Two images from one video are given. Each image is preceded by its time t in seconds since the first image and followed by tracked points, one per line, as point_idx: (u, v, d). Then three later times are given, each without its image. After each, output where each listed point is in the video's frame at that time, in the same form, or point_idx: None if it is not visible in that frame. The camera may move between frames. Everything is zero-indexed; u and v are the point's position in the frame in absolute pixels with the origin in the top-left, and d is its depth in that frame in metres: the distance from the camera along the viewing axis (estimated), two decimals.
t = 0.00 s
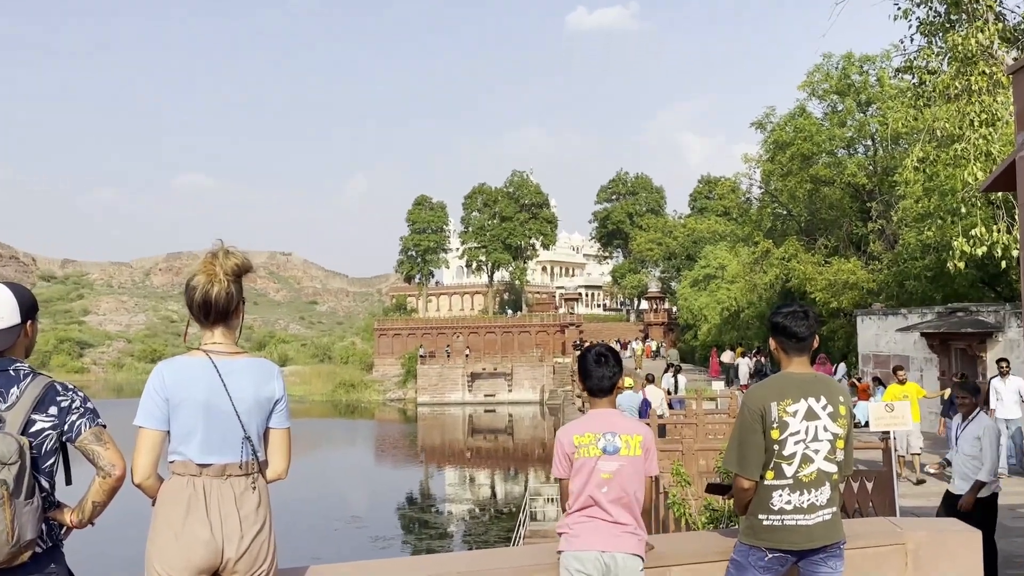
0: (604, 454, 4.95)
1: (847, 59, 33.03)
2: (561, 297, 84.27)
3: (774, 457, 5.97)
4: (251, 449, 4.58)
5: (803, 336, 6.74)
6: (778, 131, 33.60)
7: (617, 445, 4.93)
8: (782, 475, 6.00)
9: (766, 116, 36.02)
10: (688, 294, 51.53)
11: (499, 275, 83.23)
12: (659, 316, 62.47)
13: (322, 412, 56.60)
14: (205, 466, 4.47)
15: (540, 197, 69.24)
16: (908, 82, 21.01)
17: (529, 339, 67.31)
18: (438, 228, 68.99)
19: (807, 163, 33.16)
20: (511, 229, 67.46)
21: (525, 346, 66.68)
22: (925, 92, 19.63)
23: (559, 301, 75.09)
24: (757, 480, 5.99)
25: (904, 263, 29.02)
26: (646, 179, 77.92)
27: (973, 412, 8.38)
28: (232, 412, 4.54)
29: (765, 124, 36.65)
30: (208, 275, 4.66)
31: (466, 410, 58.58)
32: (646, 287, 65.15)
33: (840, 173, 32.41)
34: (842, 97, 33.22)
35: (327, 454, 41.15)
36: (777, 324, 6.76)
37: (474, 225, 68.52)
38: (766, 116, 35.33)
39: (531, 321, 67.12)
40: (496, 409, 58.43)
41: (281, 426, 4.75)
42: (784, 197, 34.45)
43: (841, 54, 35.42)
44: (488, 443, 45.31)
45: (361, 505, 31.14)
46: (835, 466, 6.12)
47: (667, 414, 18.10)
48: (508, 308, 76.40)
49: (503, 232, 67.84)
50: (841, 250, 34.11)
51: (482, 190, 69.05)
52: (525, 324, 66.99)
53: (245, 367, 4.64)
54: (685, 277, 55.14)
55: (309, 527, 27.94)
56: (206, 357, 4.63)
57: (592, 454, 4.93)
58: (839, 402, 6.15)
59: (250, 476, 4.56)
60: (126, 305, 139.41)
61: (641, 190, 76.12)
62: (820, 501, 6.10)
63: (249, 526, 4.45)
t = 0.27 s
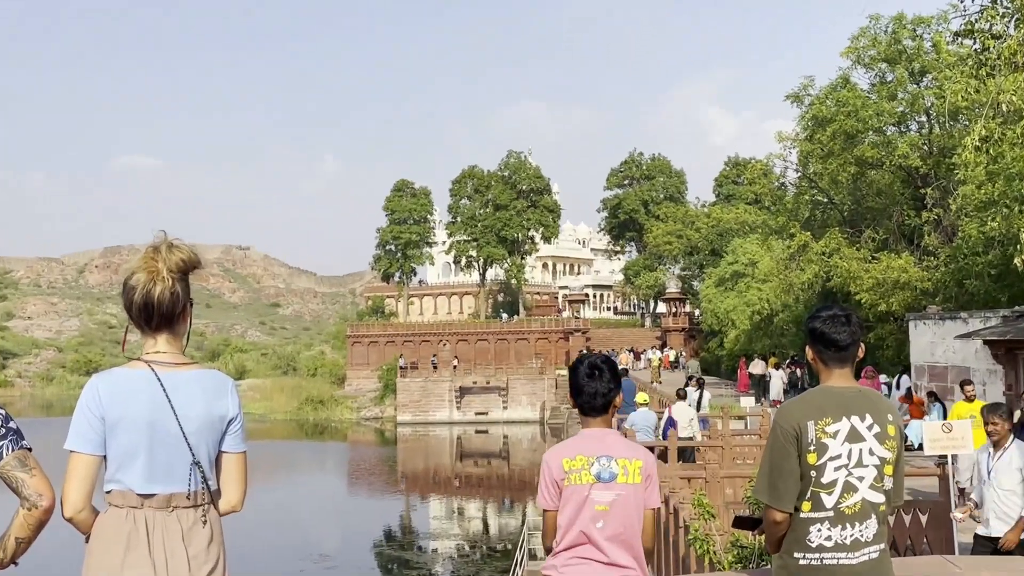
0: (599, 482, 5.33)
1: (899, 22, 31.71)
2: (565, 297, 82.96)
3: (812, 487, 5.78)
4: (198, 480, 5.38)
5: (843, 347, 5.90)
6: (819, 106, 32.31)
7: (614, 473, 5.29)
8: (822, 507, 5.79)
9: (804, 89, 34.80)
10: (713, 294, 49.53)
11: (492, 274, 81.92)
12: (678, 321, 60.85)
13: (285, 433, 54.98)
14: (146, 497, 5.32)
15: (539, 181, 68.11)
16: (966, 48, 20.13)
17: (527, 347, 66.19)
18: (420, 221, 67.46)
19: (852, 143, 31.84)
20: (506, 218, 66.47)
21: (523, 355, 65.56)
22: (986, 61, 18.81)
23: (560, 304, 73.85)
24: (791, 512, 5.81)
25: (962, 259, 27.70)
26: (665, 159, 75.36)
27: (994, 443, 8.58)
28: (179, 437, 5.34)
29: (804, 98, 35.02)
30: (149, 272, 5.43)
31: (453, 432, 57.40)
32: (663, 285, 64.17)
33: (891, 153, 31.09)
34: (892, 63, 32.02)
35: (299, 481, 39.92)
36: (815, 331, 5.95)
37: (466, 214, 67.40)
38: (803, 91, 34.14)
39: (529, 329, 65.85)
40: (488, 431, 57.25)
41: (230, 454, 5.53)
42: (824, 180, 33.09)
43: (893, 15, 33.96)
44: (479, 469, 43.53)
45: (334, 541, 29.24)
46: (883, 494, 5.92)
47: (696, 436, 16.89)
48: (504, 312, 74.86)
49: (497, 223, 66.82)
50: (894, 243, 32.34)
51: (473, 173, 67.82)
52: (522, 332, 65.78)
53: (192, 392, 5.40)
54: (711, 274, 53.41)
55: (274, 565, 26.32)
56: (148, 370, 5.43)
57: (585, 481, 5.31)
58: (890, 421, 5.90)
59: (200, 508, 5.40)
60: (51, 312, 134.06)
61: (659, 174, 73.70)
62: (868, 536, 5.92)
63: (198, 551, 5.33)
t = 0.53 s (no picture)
0: (587, 497, 5.35)
1: (919, 8, 31.19)
2: (564, 298, 82.61)
3: (824, 500, 5.46)
4: (174, 493, 5.05)
5: (857, 352, 5.58)
6: (834, 95, 32.05)
7: (600, 487, 5.32)
8: (836, 521, 5.48)
9: (819, 76, 34.44)
10: (723, 294, 48.88)
11: (486, 273, 81.45)
12: (686, 323, 60.69)
13: (269, 442, 54.26)
14: (118, 510, 5.00)
15: (539, 175, 67.83)
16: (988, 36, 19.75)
17: (524, 351, 65.80)
18: (410, 216, 66.93)
19: (868, 134, 31.18)
20: (503, 215, 66.08)
21: (521, 359, 65.26)
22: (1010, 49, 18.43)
23: (559, 305, 73.49)
24: (802, 527, 5.50)
25: (983, 258, 27.15)
26: (671, 152, 74.85)
27: (976, 453, 8.23)
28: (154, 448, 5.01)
29: (817, 88, 34.57)
30: (122, 273, 5.12)
31: (447, 441, 56.96)
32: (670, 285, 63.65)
33: (911, 147, 30.42)
34: (912, 50, 31.61)
35: (283, 494, 39.36)
36: (828, 335, 5.63)
37: (460, 210, 67.03)
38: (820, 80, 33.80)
39: (527, 331, 65.44)
40: (485, 440, 56.83)
41: (209, 465, 5.18)
42: (840, 174, 32.76)
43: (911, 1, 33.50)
44: (472, 481, 43.06)
45: (322, 558, 28.56)
46: (901, 507, 5.59)
47: (709, 444, 16.41)
48: (500, 312, 74.41)
49: (493, 220, 66.38)
50: (915, 239, 32.03)
51: (467, 167, 67.28)
52: (519, 335, 65.39)
53: (167, 400, 5.07)
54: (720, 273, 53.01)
55: None
56: (121, 375, 5.10)
57: (573, 495, 5.32)
58: (908, 429, 5.56)
59: (176, 523, 5.07)
60: (23, 313, 129.87)
61: (665, 168, 73.26)
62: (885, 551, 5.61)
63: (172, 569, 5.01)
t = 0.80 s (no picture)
0: (581, 503, 5.23)
1: (926, 2, 30.96)
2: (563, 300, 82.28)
3: (830, 506, 5.33)
4: (163, 500, 4.92)
5: (863, 354, 5.44)
6: (842, 92, 31.98)
7: (593, 493, 5.21)
8: (842, 528, 5.34)
9: (824, 72, 34.30)
10: (726, 294, 48.50)
11: (484, 274, 81.15)
12: (689, 326, 60.46)
13: (263, 448, 53.91)
14: (106, 517, 4.87)
15: (538, 172, 67.86)
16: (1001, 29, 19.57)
17: (523, 354, 65.65)
18: (407, 214, 66.89)
19: (876, 131, 31.06)
20: (501, 214, 65.86)
21: (520, 361, 65.15)
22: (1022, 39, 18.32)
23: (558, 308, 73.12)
24: (806, 534, 5.37)
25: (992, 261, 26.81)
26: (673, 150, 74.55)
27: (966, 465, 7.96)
28: (140, 453, 4.88)
29: (824, 83, 34.53)
30: (110, 273, 4.99)
31: (444, 446, 56.67)
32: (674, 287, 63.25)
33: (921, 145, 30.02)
34: (921, 45, 31.32)
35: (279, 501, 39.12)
36: (833, 338, 5.49)
37: (458, 209, 67.04)
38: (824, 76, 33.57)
39: (526, 333, 65.32)
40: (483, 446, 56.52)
41: (200, 471, 5.04)
42: (846, 172, 32.76)
43: None
44: (469, 487, 42.84)
45: (316, 567, 28.25)
46: (908, 513, 5.46)
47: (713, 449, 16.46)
48: (498, 314, 74.27)
49: (491, 219, 66.21)
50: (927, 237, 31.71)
51: (464, 164, 67.42)
52: (519, 337, 65.28)
53: (155, 401, 4.94)
54: (723, 274, 52.85)
55: None
56: (110, 378, 4.97)
57: (567, 502, 5.20)
58: (914, 433, 5.44)
59: (165, 529, 4.94)
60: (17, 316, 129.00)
61: (668, 166, 73.06)
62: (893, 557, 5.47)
63: None
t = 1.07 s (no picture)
0: (578, 506, 5.21)
1: (927, 3, 30.95)
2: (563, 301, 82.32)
3: (831, 508, 5.32)
4: (162, 501, 4.91)
5: (863, 355, 5.43)
6: (842, 93, 31.94)
7: (590, 495, 5.20)
8: (843, 530, 5.33)
9: (825, 73, 34.33)
10: (726, 296, 48.51)
11: (483, 275, 81.19)
12: (688, 327, 60.44)
13: (262, 450, 53.86)
14: (106, 518, 4.86)
15: (538, 174, 67.75)
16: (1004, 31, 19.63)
17: (523, 355, 65.72)
18: (406, 215, 66.84)
19: (877, 133, 31.00)
20: (500, 215, 65.86)
21: (521, 363, 65.13)
22: None
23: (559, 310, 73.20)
24: (807, 537, 5.35)
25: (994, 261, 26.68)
26: (674, 152, 74.63)
27: (964, 472, 7.36)
28: (140, 454, 4.87)
29: (824, 82, 34.55)
30: (111, 274, 4.99)
31: (444, 447, 56.66)
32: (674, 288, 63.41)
33: (921, 146, 29.95)
34: (923, 46, 31.36)
35: (281, 502, 39.13)
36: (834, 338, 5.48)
37: (458, 210, 66.92)
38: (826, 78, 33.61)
39: (527, 334, 65.34)
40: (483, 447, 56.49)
41: (199, 474, 5.03)
42: (847, 175, 32.67)
43: None
44: (468, 488, 42.82)
45: (316, 569, 28.19)
46: (909, 515, 5.46)
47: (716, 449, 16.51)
48: (498, 315, 74.26)
49: (491, 220, 66.16)
50: (928, 238, 31.74)
51: (465, 166, 67.31)
52: (520, 338, 65.31)
53: (154, 403, 4.93)
54: (723, 277, 52.84)
55: None
56: (109, 379, 4.96)
57: (564, 505, 5.18)
58: (915, 434, 5.43)
59: (164, 531, 4.93)
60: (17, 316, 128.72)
61: (668, 167, 73.10)
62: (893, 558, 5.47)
63: None
